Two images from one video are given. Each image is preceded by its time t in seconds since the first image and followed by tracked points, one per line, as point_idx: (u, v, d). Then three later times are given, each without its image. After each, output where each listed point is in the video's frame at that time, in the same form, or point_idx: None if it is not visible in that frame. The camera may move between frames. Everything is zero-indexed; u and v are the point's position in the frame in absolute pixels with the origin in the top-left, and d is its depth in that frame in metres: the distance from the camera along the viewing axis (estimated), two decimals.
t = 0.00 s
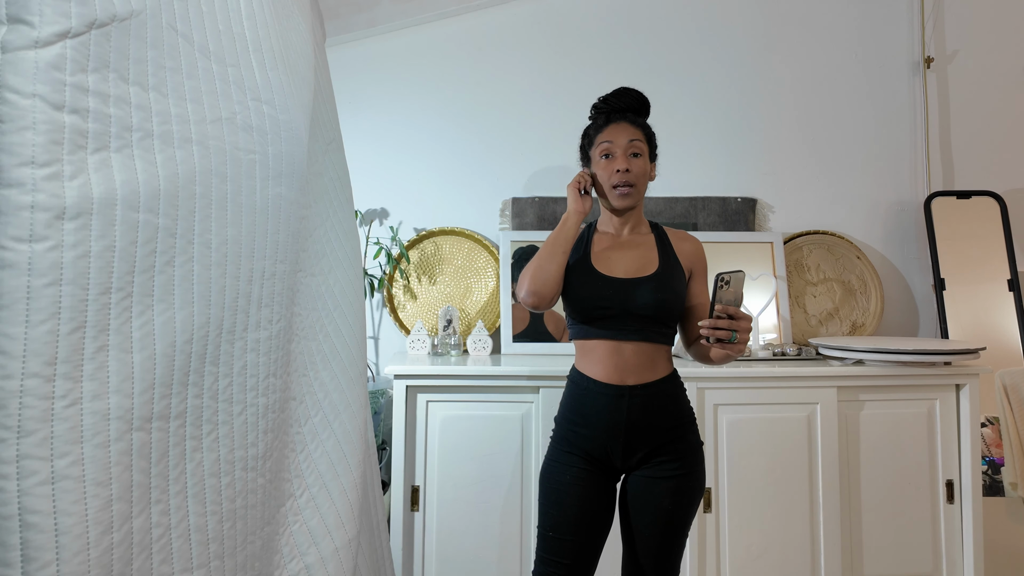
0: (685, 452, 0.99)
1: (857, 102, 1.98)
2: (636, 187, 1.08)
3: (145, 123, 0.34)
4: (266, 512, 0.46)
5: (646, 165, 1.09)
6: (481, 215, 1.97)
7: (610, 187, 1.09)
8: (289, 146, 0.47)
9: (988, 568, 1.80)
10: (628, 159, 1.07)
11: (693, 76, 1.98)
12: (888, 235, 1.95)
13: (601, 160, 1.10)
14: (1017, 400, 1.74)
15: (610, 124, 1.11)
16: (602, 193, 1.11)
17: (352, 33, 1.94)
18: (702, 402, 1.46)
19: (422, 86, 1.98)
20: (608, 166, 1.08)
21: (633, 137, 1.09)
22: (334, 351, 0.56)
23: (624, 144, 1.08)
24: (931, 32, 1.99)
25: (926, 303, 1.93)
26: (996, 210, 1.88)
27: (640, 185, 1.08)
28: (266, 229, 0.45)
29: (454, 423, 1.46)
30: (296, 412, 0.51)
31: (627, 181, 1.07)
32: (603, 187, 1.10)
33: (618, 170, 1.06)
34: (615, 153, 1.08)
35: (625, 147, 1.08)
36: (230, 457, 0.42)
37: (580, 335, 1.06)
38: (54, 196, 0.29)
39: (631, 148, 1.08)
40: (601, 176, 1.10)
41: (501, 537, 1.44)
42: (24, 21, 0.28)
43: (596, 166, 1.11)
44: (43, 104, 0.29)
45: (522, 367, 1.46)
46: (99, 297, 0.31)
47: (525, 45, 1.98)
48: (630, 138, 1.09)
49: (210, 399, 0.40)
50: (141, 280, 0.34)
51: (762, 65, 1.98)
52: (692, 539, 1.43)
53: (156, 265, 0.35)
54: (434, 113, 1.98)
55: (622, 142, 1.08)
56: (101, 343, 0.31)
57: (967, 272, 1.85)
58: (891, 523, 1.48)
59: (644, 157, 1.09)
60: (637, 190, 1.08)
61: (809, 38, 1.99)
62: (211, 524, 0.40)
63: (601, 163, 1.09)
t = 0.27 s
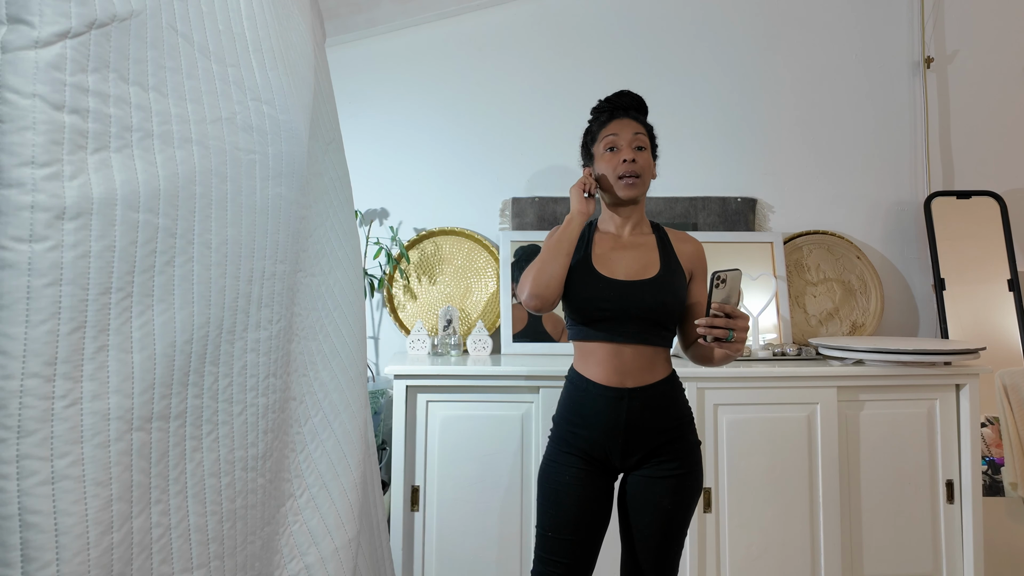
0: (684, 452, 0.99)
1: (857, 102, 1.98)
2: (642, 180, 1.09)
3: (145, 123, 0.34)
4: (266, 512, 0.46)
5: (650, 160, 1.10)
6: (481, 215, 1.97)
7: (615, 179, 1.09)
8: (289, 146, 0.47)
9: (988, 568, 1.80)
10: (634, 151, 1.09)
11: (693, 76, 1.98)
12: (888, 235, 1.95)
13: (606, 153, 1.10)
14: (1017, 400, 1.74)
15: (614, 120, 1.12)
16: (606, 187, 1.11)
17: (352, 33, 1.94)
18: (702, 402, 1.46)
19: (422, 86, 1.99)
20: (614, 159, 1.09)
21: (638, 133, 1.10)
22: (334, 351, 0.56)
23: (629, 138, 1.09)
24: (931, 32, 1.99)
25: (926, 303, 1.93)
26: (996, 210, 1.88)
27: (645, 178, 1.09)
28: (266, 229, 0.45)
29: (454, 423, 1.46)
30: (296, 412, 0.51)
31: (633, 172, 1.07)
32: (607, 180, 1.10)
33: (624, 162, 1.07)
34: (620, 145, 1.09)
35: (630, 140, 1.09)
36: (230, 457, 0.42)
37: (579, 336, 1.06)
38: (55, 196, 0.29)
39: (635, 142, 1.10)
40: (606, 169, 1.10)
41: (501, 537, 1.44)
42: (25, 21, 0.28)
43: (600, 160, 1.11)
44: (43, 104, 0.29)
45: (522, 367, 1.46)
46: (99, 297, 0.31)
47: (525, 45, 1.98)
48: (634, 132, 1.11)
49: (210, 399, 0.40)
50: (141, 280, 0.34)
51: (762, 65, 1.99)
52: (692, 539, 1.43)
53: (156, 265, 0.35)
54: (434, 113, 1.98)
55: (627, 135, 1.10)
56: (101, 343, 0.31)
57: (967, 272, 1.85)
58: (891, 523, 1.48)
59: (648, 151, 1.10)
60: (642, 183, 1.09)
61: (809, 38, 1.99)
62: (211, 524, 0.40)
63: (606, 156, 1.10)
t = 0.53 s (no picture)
0: (685, 452, 0.99)
1: (858, 101, 1.98)
2: (643, 178, 1.09)
3: (145, 123, 0.34)
4: (266, 512, 0.46)
5: (651, 159, 1.10)
6: (481, 215, 1.96)
7: (617, 177, 1.09)
8: (289, 146, 0.47)
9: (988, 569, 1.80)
10: (635, 150, 1.09)
11: (693, 76, 1.98)
12: (888, 235, 1.95)
13: (607, 151, 1.10)
14: (1017, 400, 1.74)
15: (615, 119, 1.12)
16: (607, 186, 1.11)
17: (352, 33, 1.94)
18: (702, 402, 1.46)
19: (422, 86, 1.99)
20: (616, 157, 1.09)
21: (639, 132, 1.11)
22: (334, 351, 0.56)
23: (630, 137, 1.10)
24: (931, 33, 1.99)
25: (926, 303, 1.93)
26: (996, 210, 1.88)
27: (647, 176, 1.09)
28: (266, 229, 0.45)
29: (454, 423, 1.46)
30: (296, 412, 0.51)
31: (635, 170, 1.08)
32: (609, 178, 1.10)
33: (626, 159, 1.07)
34: (621, 144, 1.09)
35: (631, 139, 1.09)
36: (230, 457, 0.42)
37: (580, 336, 1.06)
38: (55, 196, 0.29)
39: (636, 141, 1.10)
40: (608, 167, 1.10)
41: (501, 537, 1.44)
42: (25, 22, 0.28)
43: (601, 158, 1.11)
44: (43, 104, 0.29)
45: (522, 367, 1.46)
46: (99, 297, 0.31)
47: (525, 45, 1.98)
48: (635, 131, 1.11)
49: (210, 399, 0.40)
50: (142, 280, 0.34)
51: (762, 65, 1.99)
52: (692, 539, 1.43)
53: (156, 265, 0.35)
54: (434, 113, 1.98)
55: (627, 134, 1.10)
56: (102, 343, 0.31)
57: (967, 272, 1.85)
58: (891, 523, 1.48)
59: (649, 150, 1.10)
60: (643, 182, 1.09)
61: (809, 38, 1.99)
62: (211, 524, 0.40)
63: (606, 155, 1.10)
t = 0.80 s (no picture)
0: (686, 453, 0.99)
1: (858, 101, 1.98)
2: (642, 179, 1.08)
3: (145, 123, 0.34)
4: (266, 512, 0.46)
5: (651, 160, 1.10)
6: (481, 215, 1.96)
7: (616, 178, 1.08)
8: (289, 146, 0.47)
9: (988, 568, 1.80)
10: (634, 150, 1.08)
11: (693, 76, 1.98)
12: (888, 235, 1.95)
13: (607, 152, 1.10)
14: (1017, 399, 1.74)
15: (616, 120, 1.12)
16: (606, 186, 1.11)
17: (352, 33, 1.94)
18: (702, 402, 1.46)
19: (421, 86, 1.99)
20: (615, 157, 1.08)
21: (639, 132, 1.10)
22: (334, 351, 0.56)
23: (630, 137, 1.09)
24: (931, 33, 1.99)
25: (926, 303, 1.93)
26: (996, 210, 1.88)
27: (646, 176, 1.09)
28: (266, 229, 0.45)
29: (454, 423, 1.46)
30: (296, 412, 0.51)
31: (633, 171, 1.07)
32: (608, 178, 1.10)
33: (625, 160, 1.07)
34: (620, 145, 1.09)
35: (631, 140, 1.09)
36: (230, 457, 0.42)
37: (580, 336, 1.06)
38: (55, 196, 0.29)
39: (636, 141, 1.09)
40: (607, 167, 1.09)
41: (501, 537, 1.44)
42: (25, 21, 0.28)
43: (601, 159, 1.11)
44: (43, 104, 0.29)
45: (522, 367, 1.46)
46: (99, 297, 0.31)
47: (525, 44, 1.98)
48: (635, 132, 1.11)
49: (210, 399, 0.40)
50: (141, 280, 0.34)
51: (762, 65, 1.99)
52: (692, 539, 1.43)
53: (156, 265, 0.35)
54: (434, 113, 1.98)
55: (627, 135, 1.10)
56: (102, 343, 0.31)
57: (967, 272, 1.85)
58: (890, 523, 1.48)
59: (649, 151, 1.10)
60: (642, 182, 1.09)
61: (809, 38, 1.99)
62: (211, 524, 0.40)
63: (605, 155, 1.10)
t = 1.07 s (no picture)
0: (686, 453, 0.99)
1: (858, 101, 1.98)
2: (643, 179, 1.08)
3: (145, 123, 0.34)
4: (266, 512, 0.46)
5: (654, 161, 1.10)
6: (481, 215, 1.96)
7: (618, 177, 1.08)
8: (289, 146, 0.47)
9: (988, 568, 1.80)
10: (637, 150, 1.08)
11: (693, 76, 1.98)
12: (888, 235, 1.95)
13: (610, 151, 1.10)
14: (1017, 399, 1.74)
15: (621, 120, 1.12)
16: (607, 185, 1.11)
17: (352, 33, 1.94)
18: (702, 402, 1.46)
19: (421, 85, 1.99)
20: (617, 157, 1.08)
21: (644, 132, 1.10)
22: (334, 352, 0.56)
23: (634, 137, 1.09)
24: (931, 33, 1.99)
25: (926, 303, 1.93)
26: (996, 210, 1.88)
27: (647, 177, 1.09)
28: (265, 229, 0.45)
29: (454, 423, 1.46)
30: (296, 412, 0.51)
31: (635, 172, 1.07)
32: (609, 178, 1.10)
33: (627, 160, 1.07)
34: (624, 144, 1.09)
35: (634, 139, 1.09)
36: (230, 457, 0.42)
37: (581, 336, 1.06)
38: (55, 196, 0.29)
39: (640, 141, 1.09)
40: (609, 167, 1.10)
41: (501, 537, 1.44)
42: (25, 22, 0.28)
43: (604, 158, 1.11)
44: (43, 104, 0.29)
45: (522, 367, 1.46)
46: (99, 297, 0.31)
47: (525, 44, 1.98)
48: (639, 132, 1.10)
49: (210, 399, 0.40)
50: (141, 280, 0.34)
51: (762, 65, 1.98)
52: (692, 539, 1.43)
53: (156, 265, 0.35)
54: (434, 113, 1.98)
55: (631, 134, 1.09)
56: (101, 343, 0.31)
57: (967, 272, 1.85)
58: (891, 523, 1.48)
59: (653, 151, 1.09)
60: (643, 182, 1.09)
61: (809, 38, 1.99)
62: (211, 524, 0.40)
63: (609, 154, 1.10)
